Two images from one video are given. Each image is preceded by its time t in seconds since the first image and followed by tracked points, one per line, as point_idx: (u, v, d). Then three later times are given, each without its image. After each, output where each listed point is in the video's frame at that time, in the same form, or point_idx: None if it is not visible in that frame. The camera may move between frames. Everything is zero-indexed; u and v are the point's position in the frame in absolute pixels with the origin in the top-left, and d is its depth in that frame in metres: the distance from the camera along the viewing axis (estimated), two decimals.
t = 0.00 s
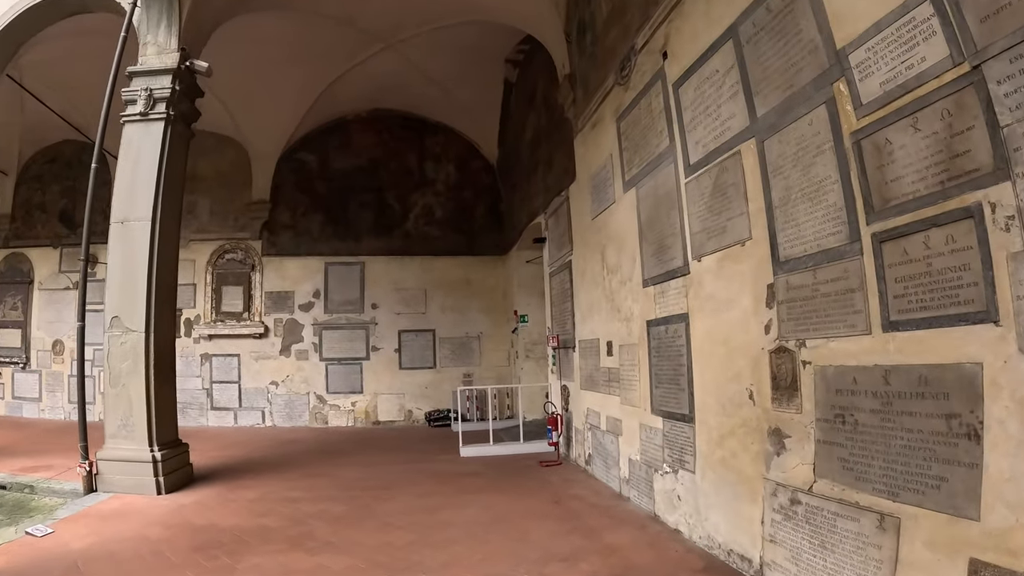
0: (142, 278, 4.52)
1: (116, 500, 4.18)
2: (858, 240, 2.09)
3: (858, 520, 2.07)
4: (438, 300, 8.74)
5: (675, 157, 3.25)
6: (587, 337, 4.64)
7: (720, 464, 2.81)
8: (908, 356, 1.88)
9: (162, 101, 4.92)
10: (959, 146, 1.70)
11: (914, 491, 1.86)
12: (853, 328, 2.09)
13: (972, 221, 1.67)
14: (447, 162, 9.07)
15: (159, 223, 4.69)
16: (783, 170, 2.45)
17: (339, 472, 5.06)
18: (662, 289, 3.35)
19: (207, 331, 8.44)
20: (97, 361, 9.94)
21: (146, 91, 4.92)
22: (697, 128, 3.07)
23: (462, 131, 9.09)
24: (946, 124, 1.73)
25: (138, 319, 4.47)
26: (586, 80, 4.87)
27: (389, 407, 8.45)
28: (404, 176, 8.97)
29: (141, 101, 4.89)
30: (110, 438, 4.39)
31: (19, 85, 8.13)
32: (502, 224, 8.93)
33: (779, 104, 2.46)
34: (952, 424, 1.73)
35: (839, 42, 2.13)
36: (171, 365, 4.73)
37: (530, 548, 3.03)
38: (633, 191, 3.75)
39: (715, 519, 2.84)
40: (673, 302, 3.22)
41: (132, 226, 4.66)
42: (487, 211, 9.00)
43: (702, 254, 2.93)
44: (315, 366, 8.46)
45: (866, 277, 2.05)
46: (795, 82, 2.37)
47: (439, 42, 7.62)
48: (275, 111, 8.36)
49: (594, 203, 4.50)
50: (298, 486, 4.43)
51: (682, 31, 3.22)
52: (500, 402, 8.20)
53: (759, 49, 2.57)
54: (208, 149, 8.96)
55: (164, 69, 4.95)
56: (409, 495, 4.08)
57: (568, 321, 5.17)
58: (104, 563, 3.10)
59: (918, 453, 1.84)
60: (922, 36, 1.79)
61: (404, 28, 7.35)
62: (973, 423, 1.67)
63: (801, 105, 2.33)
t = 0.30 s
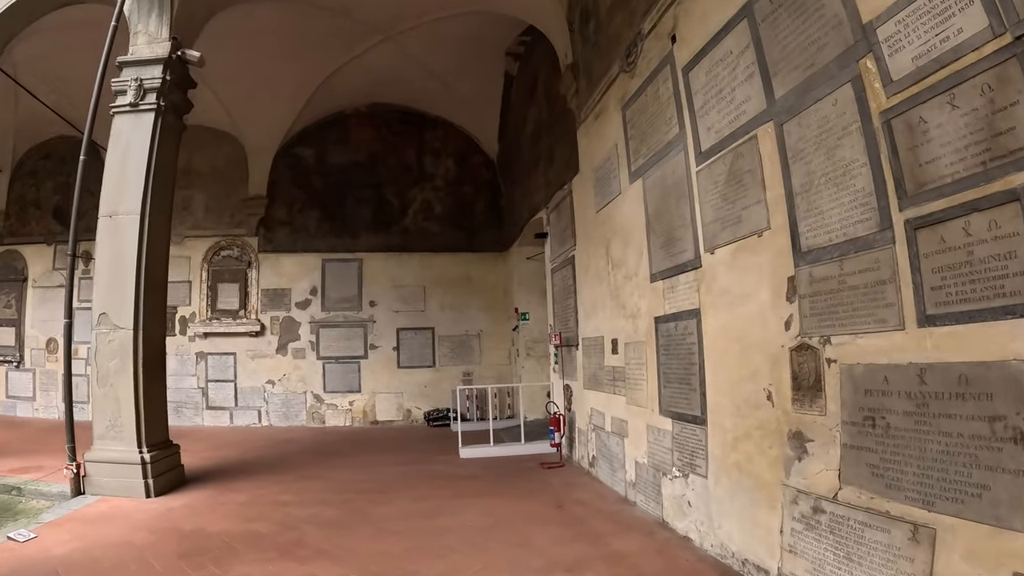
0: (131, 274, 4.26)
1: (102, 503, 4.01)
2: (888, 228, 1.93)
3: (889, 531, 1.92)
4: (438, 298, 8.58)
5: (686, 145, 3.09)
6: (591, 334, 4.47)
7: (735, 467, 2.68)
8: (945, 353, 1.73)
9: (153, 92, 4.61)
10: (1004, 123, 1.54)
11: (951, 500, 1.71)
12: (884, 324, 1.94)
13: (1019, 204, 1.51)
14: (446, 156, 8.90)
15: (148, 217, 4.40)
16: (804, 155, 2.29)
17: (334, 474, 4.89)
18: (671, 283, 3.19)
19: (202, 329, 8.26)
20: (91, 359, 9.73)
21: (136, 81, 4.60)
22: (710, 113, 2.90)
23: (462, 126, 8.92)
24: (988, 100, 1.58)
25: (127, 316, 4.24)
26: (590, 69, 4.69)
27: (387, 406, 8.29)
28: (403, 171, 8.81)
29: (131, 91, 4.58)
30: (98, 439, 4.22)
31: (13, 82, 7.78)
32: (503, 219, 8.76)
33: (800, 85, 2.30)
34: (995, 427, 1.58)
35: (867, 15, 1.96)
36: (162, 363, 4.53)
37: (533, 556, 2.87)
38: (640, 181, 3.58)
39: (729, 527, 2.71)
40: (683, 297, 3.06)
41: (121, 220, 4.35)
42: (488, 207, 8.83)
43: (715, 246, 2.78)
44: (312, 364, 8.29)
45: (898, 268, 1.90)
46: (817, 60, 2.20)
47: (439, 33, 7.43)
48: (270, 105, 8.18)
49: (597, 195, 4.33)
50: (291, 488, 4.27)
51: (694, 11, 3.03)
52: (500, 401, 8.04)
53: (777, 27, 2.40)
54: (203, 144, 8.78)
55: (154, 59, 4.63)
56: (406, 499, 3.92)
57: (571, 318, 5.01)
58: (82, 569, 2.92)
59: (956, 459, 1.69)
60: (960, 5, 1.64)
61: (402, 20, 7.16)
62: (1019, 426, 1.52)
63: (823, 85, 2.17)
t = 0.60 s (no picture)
0: (128, 270, 4.17)
1: (99, 504, 3.92)
2: (923, 217, 1.78)
3: (922, 546, 1.78)
4: (444, 294, 8.45)
5: (701, 132, 2.93)
6: (600, 332, 4.33)
7: (753, 473, 2.54)
8: (987, 354, 1.58)
9: (151, 84, 4.48)
10: None
11: (991, 514, 1.57)
12: (918, 321, 1.79)
13: None
14: (452, 150, 8.77)
15: (145, 212, 4.29)
16: (829, 140, 2.13)
17: (336, 474, 4.78)
18: (685, 278, 3.04)
19: (206, 326, 8.18)
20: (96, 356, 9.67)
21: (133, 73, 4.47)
22: (726, 98, 2.75)
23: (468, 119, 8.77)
24: None
25: (124, 312, 4.15)
26: (599, 57, 4.52)
27: (393, 404, 8.19)
28: (408, 166, 8.68)
29: (128, 83, 4.44)
30: (95, 439, 4.13)
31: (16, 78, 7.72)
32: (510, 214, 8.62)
33: (824, 66, 2.14)
34: None
35: None
36: (161, 360, 4.44)
37: (537, 564, 2.74)
38: (652, 172, 3.43)
39: (748, 536, 2.57)
40: (698, 293, 2.91)
41: (118, 215, 4.25)
42: (494, 201, 8.69)
43: (732, 239, 2.63)
44: (316, 362, 8.20)
45: (934, 260, 1.74)
46: (843, 39, 2.04)
47: (443, 25, 7.29)
48: (274, 99, 8.07)
49: (607, 187, 4.17)
50: (291, 490, 4.16)
51: None
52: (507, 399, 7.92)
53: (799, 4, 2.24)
54: (207, 139, 8.70)
55: (152, 50, 4.49)
56: (408, 501, 3.80)
57: (579, 315, 4.87)
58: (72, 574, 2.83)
59: (998, 469, 1.55)
60: None
61: (406, 11, 7.02)
62: None
63: (850, 65, 2.02)
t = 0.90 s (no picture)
0: (121, 263, 4.05)
1: (91, 504, 3.81)
2: (967, 195, 1.60)
3: (965, 560, 1.60)
4: (449, 291, 8.31)
5: (717, 114, 2.75)
6: (609, 328, 4.16)
7: (774, 477, 2.37)
8: None
9: (146, 73, 4.34)
10: None
11: None
12: (961, 311, 1.61)
13: None
14: (458, 144, 8.61)
15: (140, 204, 4.17)
16: (858, 116, 1.96)
17: (335, 473, 4.64)
18: (700, 270, 2.87)
19: (208, 323, 8.09)
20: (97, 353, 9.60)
21: (129, 62, 4.34)
22: (744, 77, 2.57)
23: (474, 113, 8.62)
24: None
25: (117, 306, 4.03)
26: (608, 42, 4.34)
27: (397, 402, 8.06)
28: (414, 160, 8.54)
29: (124, 73, 4.31)
30: (88, 437, 4.03)
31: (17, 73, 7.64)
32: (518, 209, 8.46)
33: (852, 36, 1.96)
34: None
35: None
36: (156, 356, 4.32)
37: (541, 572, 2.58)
38: (664, 159, 3.26)
39: (768, 545, 2.40)
40: (714, 284, 2.73)
41: (112, 207, 4.14)
42: (501, 196, 8.52)
43: (752, 226, 2.46)
44: (320, 359, 8.08)
45: (981, 243, 1.56)
46: (874, 5, 1.86)
47: (448, 15, 7.13)
48: (276, 92, 7.95)
49: (617, 177, 4.00)
50: (289, 490, 4.03)
51: None
52: (513, 397, 7.76)
53: None
54: (210, 134, 8.61)
55: (148, 39, 4.35)
56: (408, 503, 3.65)
57: (588, 311, 4.70)
58: None
59: None
60: None
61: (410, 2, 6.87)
62: None
63: (880, 33, 1.84)
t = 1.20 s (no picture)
0: (113, 261, 3.92)
1: (79, 509, 3.68)
2: None
3: None
4: (454, 291, 8.15)
5: (737, 100, 2.57)
6: (619, 329, 3.98)
7: (800, 491, 2.19)
8: None
9: (141, 65, 4.20)
10: None
11: None
12: (1018, 312, 1.43)
13: None
14: (463, 141, 8.46)
15: (133, 199, 4.04)
16: (896, 98, 1.78)
17: (333, 478, 4.49)
18: (718, 268, 2.69)
19: (208, 322, 7.97)
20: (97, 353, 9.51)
21: (123, 53, 4.18)
22: (766, 60, 2.39)
23: (479, 109, 8.45)
24: None
25: (108, 305, 3.89)
26: (618, 31, 4.16)
27: (400, 404, 7.91)
28: (418, 157, 8.39)
29: (117, 65, 4.16)
30: (78, 439, 3.89)
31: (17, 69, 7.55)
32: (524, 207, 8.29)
33: (889, 10, 1.78)
34: None
35: None
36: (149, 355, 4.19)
37: None
38: (678, 150, 3.08)
39: (792, 565, 2.22)
40: (734, 283, 2.56)
41: (103, 202, 4.01)
42: (507, 194, 8.36)
43: (776, 220, 2.28)
44: (321, 360, 7.94)
45: None
46: None
47: (452, 8, 6.97)
48: (278, 88, 7.82)
49: (627, 171, 3.82)
50: (284, 496, 3.88)
51: None
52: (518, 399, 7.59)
53: None
54: (212, 130, 8.50)
55: (142, 30, 4.18)
56: (407, 512, 3.49)
57: (596, 311, 4.53)
58: None
59: None
60: None
61: None
62: None
63: (921, 6, 1.66)
